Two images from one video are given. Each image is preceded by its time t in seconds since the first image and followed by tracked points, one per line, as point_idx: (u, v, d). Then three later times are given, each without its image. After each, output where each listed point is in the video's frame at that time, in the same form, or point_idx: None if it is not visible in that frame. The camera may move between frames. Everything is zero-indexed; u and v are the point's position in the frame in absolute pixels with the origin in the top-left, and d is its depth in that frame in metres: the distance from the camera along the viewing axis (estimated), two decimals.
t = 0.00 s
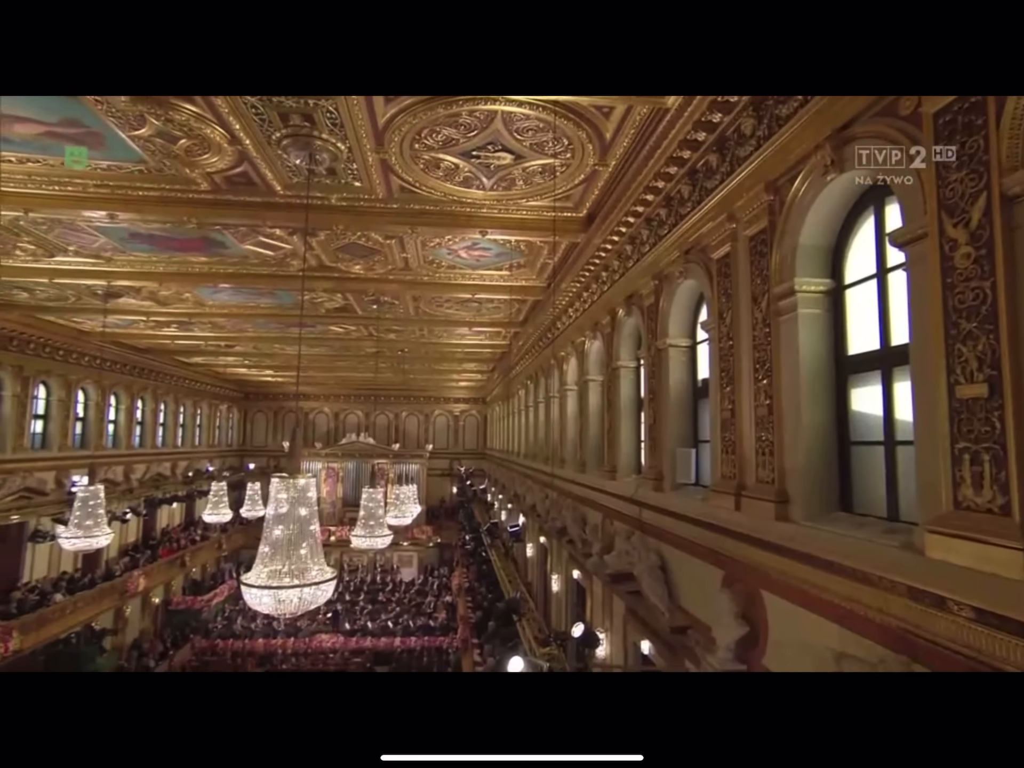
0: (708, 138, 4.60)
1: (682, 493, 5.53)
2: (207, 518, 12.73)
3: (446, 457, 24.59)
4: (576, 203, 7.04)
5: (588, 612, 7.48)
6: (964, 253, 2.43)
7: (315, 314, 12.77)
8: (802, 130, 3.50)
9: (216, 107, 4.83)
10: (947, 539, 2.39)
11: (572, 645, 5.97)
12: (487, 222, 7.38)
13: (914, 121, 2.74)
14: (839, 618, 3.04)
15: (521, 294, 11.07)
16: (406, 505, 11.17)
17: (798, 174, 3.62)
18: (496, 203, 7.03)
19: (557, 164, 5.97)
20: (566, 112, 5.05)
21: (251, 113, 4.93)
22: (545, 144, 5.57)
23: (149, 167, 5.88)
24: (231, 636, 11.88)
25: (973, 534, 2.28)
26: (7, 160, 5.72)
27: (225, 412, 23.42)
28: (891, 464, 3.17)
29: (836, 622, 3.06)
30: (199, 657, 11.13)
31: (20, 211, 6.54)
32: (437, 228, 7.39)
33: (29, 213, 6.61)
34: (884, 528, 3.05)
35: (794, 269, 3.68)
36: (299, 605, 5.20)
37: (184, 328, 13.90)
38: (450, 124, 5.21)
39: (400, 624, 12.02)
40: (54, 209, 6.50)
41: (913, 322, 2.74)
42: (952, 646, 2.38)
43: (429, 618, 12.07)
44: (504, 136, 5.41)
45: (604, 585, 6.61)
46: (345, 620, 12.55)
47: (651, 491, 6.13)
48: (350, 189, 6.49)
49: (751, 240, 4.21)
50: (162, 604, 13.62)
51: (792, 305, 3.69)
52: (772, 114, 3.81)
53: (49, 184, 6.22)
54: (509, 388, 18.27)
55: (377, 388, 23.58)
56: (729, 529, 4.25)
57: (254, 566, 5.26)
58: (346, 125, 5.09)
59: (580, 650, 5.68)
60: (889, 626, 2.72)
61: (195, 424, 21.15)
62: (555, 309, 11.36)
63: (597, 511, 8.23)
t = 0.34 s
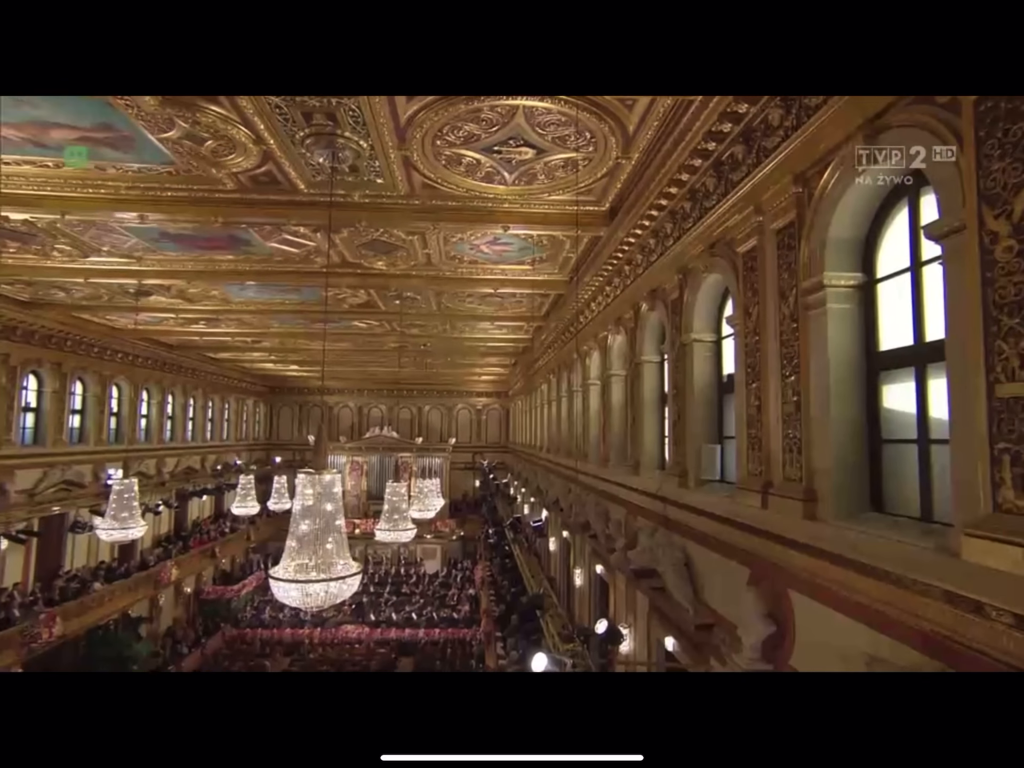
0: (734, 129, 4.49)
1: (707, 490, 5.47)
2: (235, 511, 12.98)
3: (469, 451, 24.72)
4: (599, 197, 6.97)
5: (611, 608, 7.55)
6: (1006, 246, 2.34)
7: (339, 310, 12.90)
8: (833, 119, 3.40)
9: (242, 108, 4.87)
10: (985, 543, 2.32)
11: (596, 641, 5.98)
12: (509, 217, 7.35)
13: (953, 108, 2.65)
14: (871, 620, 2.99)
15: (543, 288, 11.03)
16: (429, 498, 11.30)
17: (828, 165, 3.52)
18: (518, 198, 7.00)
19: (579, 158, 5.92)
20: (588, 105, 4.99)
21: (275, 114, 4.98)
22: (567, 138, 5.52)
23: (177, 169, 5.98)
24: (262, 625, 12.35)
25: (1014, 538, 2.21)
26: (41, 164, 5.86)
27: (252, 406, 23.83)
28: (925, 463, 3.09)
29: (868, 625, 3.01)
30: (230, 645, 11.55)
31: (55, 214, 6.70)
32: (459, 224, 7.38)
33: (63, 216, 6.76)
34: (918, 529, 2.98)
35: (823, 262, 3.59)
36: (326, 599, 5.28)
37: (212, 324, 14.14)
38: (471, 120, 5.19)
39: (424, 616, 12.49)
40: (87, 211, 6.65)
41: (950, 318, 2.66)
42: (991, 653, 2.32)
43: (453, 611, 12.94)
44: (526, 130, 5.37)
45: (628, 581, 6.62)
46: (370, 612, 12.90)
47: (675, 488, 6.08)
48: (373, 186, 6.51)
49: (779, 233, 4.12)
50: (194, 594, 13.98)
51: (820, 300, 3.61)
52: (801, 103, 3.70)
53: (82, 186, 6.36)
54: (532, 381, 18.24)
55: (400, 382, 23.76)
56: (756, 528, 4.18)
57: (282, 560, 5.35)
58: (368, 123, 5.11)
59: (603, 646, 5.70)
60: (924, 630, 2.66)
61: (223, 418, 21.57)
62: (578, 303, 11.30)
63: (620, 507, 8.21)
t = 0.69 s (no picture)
0: (757, 121, 4.39)
1: (729, 487, 5.41)
2: (259, 504, 13.16)
3: (488, 445, 24.77)
4: (619, 190, 6.89)
5: (631, 603, 7.55)
6: None
7: (359, 305, 12.98)
8: (861, 109, 3.31)
9: (262, 107, 4.91)
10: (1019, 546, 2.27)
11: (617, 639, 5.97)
12: (527, 212, 7.32)
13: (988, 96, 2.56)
14: (898, 622, 2.94)
15: (562, 282, 10.97)
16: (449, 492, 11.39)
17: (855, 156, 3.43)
18: (537, 192, 6.97)
19: (599, 152, 5.86)
20: (608, 98, 4.94)
21: (295, 114, 5.02)
22: (587, 132, 5.47)
23: (200, 168, 6.06)
24: (287, 616, 12.65)
25: None
26: (71, 167, 5.99)
27: (275, 401, 24.16)
28: (955, 463, 3.02)
29: (896, 627, 2.96)
30: (255, 636, 11.77)
31: (83, 214, 6.85)
32: (478, 219, 7.37)
33: (92, 217, 6.90)
34: (948, 531, 2.92)
35: (850, 256, 3.52)
36: (348, 593, 5.29)
37: (235, 321, 14.34)
38: (490, 115, 5.16)
39: (444, 608, 12.66)
40: (114, 212, 6.78)
41: (983, 314, 2.58)
42: None
43: (473, 604, 13.13)
44: (545, 125, 5.34)
45: (648, 577, 6.61)
46: (391, 604, 13.05)
47: (696, 485, 6.02)
48: (392, 183, 6.52)
49: (803, 226, 4.04)
50: (220, 585, 14.26)
51: (846, 295, 3.54)
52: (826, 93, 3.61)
53: (110, 187, 6.47)
54: (551, 375, 18.19)
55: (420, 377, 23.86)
56: (780, 527, 4.12)
57: (305, 555, 5.42)
58: (387, 120, 5.12)
59: (623, 643, 5.69)
60: (953, 633, 2.61)
61: (246, 413, 21.90)
62: (598, 297, 11.23)
63: (641, 502, 8.16)
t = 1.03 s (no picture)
0: (783, 112, 4.28)
1: (753, 484, 5.33)
2: (284, 497, 13.35)
3: (509, 439, 24.82)
4: (641, 183, 6.80)
5: (654, 599, 7.53)
6: None
7: (381, 300, 13.06)
8: (892, 97, 3.21)
9: (285, 106, 4.94)
10: None
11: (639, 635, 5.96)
12: (548, 206, 7.27)
13: None
14: (932, 626, 2.88)
15: (584, 276, 10.90)
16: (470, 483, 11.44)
17: (887, 146, 3.33)
18: (558, 186, 6.91)
19: (621, 145, 5.79)
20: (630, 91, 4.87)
21: (317, 112, 5.05)
22: (609, 125, 5.41)
23: (225, 168, 6.13)
24: (312, 607, 12.90)
25: None
26: (101, 169, 6.11)
27: (298, 395, 24.49)
28: (991, 463, 2.93)
29: (929, 631, 2.90)
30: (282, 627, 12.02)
31: (113, 215, 6.98)
32: (498, 214, 7.34)
33: (121, 217, 7.03)
34: (983, 533, 2.84)
35: (880, 250, 3.43)
36: (372, 587, 5.35)
37: (260, 316, 14.53)
38: (511, 110, 5.13)
39: (466, 601, 12.75)
40: (143, 212, 6.90)
41: None
42: None
43: (494, 597, 13.19)
44: (566, 119, 5.29)
45: (670, 574, 6.60)
46: (413, 596, 13.20)
47: (720, 481, 5.95)
48: (413, 179, 6.52)
49: (831, 219, 3.95)
50: (247, 576, 14.56)
51: (877, 290, 3.45)
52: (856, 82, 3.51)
53: (138, 188, 6.58)
54: (573, 369, 18.14)
55: (441, 371, 23.97)
56: (806, 525, 4.05)
57: (329, 549, 5.49)
58: (409, 118, 5.13)
59: (646, 639, 5.66)
60: (990, 639, 2.55)
61: (271, 407, 22.23)
62: (619, 291, 11.14)
63: (663, 498, 8.10)
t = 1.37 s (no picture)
0: (807, 105, 4.20)
1: (775, 483, 5.26)
2: (304, 493, 13.48)
3: (528, 434, 24.81)
4: (661, 178, 6.72)
5: (673, 596, 7.49)
6: None
7: (400, 297, 13.13)
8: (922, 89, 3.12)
9: (304, 106, 4.97)
10: None
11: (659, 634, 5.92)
12: (567, 202, 7.23)
13: None
14: (962, 632, 2.82)
15: (603, 272, 10.82)
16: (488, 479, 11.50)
17: (917, 140, 3.25)
18: (576, 182, 6.87)
19: (640, 140, 5.73)
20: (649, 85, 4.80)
21: (335, 113, 5.08)
22: (627, 121, 5.35)
23: (245, 168, 6.18)
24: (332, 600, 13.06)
25: None
26: (127, 171, 6.21)
27: (319, 391, 24.76)
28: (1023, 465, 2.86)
29: (958, 637, 2.84)
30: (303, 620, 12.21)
31: (139, 216, 7.10)
32: (516, 212, 7.32)
33: (147, 218, 7.15)
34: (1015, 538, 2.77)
35: (908, 246, 3.35)
36: (392, 584, 5.37)
37: (280, 314, 14.69)
38: (529, 107, 5.09)
39: (484, 596, 12.80)
40: (167, 213, 7.00)
41: None
42: None
43: (513, 592, 13.21)
44: (584, 115, 5.24)
45: (690, 572, 6.56)
46: (432, 591, 13.29)
47: (740, 480, 5.87)
48: (431, 177, 6.52)
49: (857, 214, 3.86)
50: (269, 569, 14.81)
51: (904, 287, 3.38)
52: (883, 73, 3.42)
53: (162, 189, 6.68)
54: (591, 365, 18.08)
55: (459, 367, 24.05)
56: (830, 527, 3.98)
57: (349, 546, 5.55)
58: (427, 118, 5.14)
59: (665, 638, 5.65)
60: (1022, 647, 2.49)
61: (292, 403, 22.51)
62: (638, 287, 11.06)
63: (683, 495, 8.04)
